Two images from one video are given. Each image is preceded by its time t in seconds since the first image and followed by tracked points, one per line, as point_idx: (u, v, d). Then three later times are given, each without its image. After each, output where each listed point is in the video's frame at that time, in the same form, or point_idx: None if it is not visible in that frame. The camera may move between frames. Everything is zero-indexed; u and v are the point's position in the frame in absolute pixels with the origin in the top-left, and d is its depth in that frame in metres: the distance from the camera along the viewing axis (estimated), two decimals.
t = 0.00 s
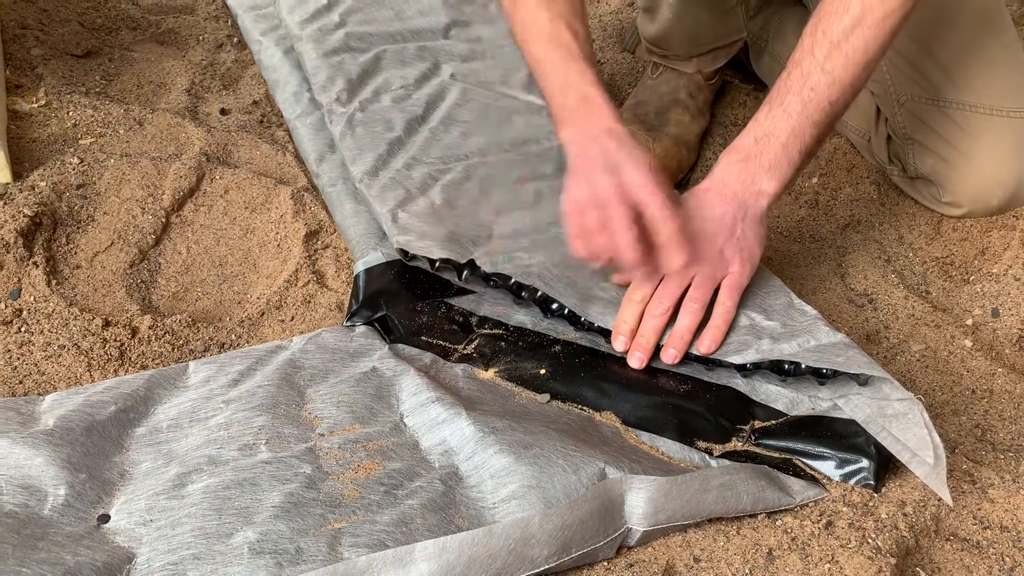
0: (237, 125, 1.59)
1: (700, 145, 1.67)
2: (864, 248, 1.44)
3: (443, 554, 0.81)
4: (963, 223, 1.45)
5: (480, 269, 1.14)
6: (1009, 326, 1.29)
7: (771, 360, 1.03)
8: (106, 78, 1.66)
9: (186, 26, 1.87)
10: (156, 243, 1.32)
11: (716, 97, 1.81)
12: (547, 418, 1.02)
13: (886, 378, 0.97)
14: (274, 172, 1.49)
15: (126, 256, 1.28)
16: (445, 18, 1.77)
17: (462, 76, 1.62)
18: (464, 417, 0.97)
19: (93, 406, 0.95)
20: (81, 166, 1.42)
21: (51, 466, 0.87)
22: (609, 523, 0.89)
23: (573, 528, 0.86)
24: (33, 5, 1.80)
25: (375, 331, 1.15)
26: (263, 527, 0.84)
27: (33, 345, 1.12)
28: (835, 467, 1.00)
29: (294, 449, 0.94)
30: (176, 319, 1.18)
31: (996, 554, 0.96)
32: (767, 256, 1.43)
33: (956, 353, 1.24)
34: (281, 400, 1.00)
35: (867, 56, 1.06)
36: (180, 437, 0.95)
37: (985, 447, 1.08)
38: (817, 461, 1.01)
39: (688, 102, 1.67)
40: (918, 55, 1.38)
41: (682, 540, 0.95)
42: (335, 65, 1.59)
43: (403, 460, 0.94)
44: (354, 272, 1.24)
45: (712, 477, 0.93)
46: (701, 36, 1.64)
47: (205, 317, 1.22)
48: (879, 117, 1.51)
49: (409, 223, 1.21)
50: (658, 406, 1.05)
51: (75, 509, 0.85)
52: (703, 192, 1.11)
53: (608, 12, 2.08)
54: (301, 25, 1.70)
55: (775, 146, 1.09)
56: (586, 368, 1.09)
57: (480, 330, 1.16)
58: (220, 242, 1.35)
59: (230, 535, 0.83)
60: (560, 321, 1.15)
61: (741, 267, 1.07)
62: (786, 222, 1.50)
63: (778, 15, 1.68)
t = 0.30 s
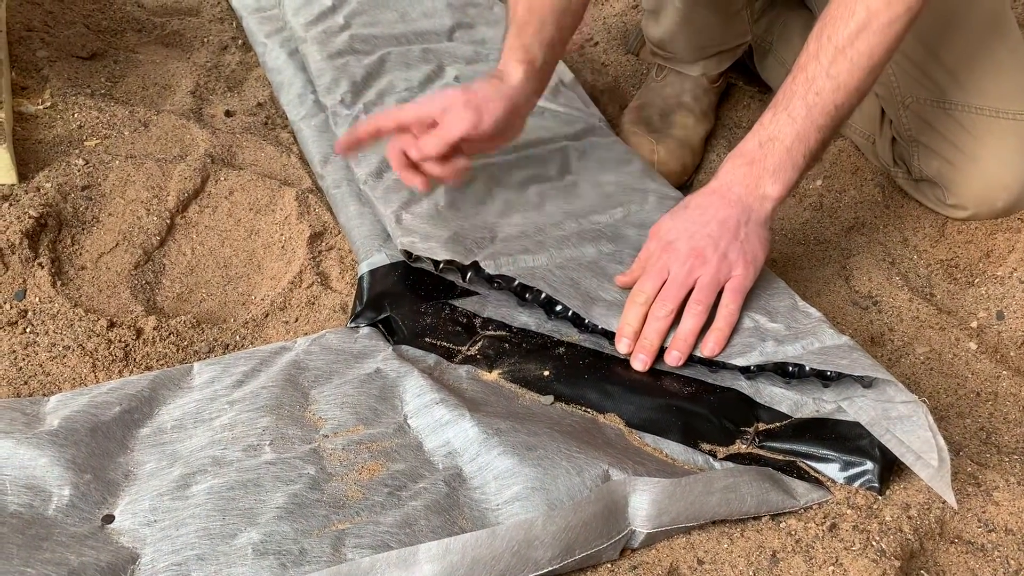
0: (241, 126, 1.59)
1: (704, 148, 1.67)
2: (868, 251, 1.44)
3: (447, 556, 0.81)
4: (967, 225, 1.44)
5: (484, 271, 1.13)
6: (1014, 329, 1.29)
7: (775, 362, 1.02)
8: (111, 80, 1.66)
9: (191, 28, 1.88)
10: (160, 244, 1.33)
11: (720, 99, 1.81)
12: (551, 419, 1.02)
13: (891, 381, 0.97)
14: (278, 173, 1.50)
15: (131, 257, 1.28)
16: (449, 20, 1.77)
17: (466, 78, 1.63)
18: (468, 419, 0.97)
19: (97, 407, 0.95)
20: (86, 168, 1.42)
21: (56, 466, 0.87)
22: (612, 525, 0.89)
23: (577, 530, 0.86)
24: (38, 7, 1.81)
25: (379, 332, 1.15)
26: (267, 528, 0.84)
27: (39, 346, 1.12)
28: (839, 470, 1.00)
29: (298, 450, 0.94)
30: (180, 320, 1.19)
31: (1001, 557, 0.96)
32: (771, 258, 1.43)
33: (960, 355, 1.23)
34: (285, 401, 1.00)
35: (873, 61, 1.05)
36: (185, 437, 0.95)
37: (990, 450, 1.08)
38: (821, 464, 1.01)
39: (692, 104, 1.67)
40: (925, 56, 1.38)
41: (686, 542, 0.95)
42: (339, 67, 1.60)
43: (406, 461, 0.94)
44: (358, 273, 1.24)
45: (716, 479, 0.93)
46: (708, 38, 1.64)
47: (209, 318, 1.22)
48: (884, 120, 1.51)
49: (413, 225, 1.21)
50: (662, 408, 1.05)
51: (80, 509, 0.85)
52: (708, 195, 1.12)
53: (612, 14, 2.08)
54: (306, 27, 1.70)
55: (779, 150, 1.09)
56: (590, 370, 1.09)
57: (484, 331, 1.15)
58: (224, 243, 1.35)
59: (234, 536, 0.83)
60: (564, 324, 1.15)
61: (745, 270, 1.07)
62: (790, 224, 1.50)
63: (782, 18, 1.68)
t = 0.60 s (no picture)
0: (243, 127, 1.59)
1: (706, 149, 1.66)
2: (870, 252, 1.44)
3: (447, 557, 0.81)
4: (970, 227, 1.44)
5: (484, 272, 1.13)
6: (1017, 331, 1.29)
7: (777, 364, 1.02)
8: (113, 81, 1.66)
9: (193, 29, 1.88)
10: (162, 245, 1.33)
11: (722, 101, 1.81)
12: (552, 420, 1.02)
13: (892, 382, 0.96)
14: (280, 174, 1.50)
15: (132, 258, 1.28)
16: (451, 21, 1.77)
17: (468, 79, 1.63)
18: (469, 419, 0.97)
19: (98, 407, 0.95)
20: (88, 168, 1.42)
21: (56, 466, 0.87)
22: (613, 526, 0.89)
23: (578, 531, 0.86)
24: (40, 8, 1.81)
25: (380, 333, 1.15)
26: (268, 529, 0.84)
27: (39, 346, 1.12)
28: (841, 472, 1.00)
29: (298, 450, 0.94)
30: (181, 321, 1.19)
31: (1003, 560, 0.96)
32: (773, 259, 1.43)
33: (963, 357, 1.23)
34: (286, 401, 1.00)
35: (877, 64, 1.05)
36: (185, 438, 0.95)
37: (993, 452, 1.07)
38: (823, 466, 1.00)
39: (694, 106, 1.67)
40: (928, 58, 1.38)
41: (686, 544, 0.94)
42: (341, 68, 1.60)
43: (407, 462, 0.94)
44: (359, 274, 1.24)
45: (717, 481, 0.92)
46: (708, 42, 1.63)
47: (210, 318, 1.22)
48: (886, 122, 1.51)
49: (415, 226, 1.21)
50: (663, 409, 1.04)
51: (80, 510, 0.85)
52: (710, 198, 1.12)
53: (614, 16, 2.08)
54: (308, 28, 1.71)
55: (783, 154, 1.09)
56: (592, 371, 1.09)
57: (484, 332, 1.15)
58: (225, 244, 1.35)
59: (234, 536, 0.83)
60: (565, 325, 1.15)
61: (747, 272, 1.06)
62: (792, 226, 1.50)
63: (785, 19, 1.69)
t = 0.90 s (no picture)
0: (243, 127, 1.59)
1: (706, 149, 1.66)
2: (870, 252, 1.44)
3: (446, 556, 0.80)
4: (970, 227, 1.44)
5: (484, 272, 1.13)
6: (1017, 331, 1.28)
7: (777, 363, 1.02)
8: (113, 81, 1.66)
9: (193, 29, 1.88)
10: (161, 245, 1.33)
11: (722, 100, 1.81)
12: (551, 420, 1.01)
13: (892, 382, 0.96)
14: (280, 173, 1.50)
15: (132, 258, 1.28)
16: (451, 21, 1.77)
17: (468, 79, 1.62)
18: (468, 419, 0.97)
19: (97, 407, 0.95)
20: (87, 168, 1.42)
21: (55, 466, 0.87)
22: (612, 526, 0.89)
23: (577, 531, 0.86)
24: (41, 8, 1.81)
25: (379, 333, 1.15)
26: (267, 529, 0.83)
27: (39, 346, 1.12)
28: (841, 472, 1.00)
29: (298, 450, 0.94)
30: (180, 320, 1.18)
31: (1003, 560, 0.95)
32: (773, 259, 1.43)
33: (963, 357, 1.23)
34: (285, 401, 1.00)
35: (876, 63, 1.04)
36: (185, 438, 0.95)
37: (993, 452, 1.07)
38: (823, 466, 1.00)
39: (694, 106, 1.67)
40: (928, 58, 1.38)
41: (686, 544, 0.94)
42: (341, 68, 1.60)
43: (406, 462, 0.94)
44: (359, 274, 1.24)
45: (717, 481, 0.92)
46: (708, 40, 1.64)
47: (210, 318, 1.22)
48: (886, 121, 1.51)
49: (414, 226, 1.21)
50: (663, 409, 1.04)
51: (79, 509, 0.85)
52: (710, 198, 1.11)
53: (614, 16, 2.08)
54: (307, 28, 1.71)
55: (783, 154, 1.08)
56: (591, 371, 1.09)
57: (484, 332, 1.15)
58: (225, 244, 1.35)
59: (233, 536, 0.83)
60: (565, 325, 1.15)
61: (746, 272, 1.06)
62: (792, 226, 1.50)
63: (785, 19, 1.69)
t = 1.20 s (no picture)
0: (242, 127, 1.59)
1: (705, 149, 1.66)
2: (869, 252, 1.44)
3: (444, 556, 0.81)
4: (968, 227, 1.44)
5: (483, 275, 1.14)
6: (1015, 330, 1.28)
7: (775, 363, 1.02)
8: (113, 81, 1.66)
9: (193, 29, 1.88)
10: (160, 244, 1.33)
11: (721, 100, 1.81)
12: (549, 420, 1.02)
13: (891, 382, 0.96)
14: (279, 173, 1.50)
15: (130, 258, 1.28)
16: (449, 20, 1.77)
17: (466, 79, 1.63)
18: (466, 419, 0.97)
19: (95, 407, 0.95)
20: (86, 168, 1.42)
21: (53, 466, 0.87)
22: (610, 526, 0.89)
23: (575, 531, 0.86)
24: (40, 8, 1.81)
25: (378, 332, 1.15)
26: (265, 528, 0.84)
27: (37, 345, 1.12)
28: (839, 471, 1.00)
29: (296, 450, 0.94)
30: (179, 320, 1.19)
31: (1001, 559, 0.95)
32: (771, 259, 1.43)
33: (961, 357, 1.23)
34: (283, 401, 1.00)
35: (875, 62, 1.04)
36: (183, 438, 0.95)
37: (991, 452, 1.07)
38: (821, 466, 1.00)
39: (693, 106, 1.67)
40: (926, 59, 1.38)
41: (684, 543, 0.94)
42: (339, 68, 1.60)
43: (404, 461, 0.94)
44: (357, 274, 1.24)
45: (714, 480, 0.92)
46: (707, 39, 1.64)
47: (209, 318, 1.22)
48: (884, 121, 1.51)
49: (413, 226, 1.21)
50: (661, 408, 1.04)
51: (77, 509, 0.85)
52: (709, 198, 1.11)
53: (613, 16, 2.08)
54: (306, 28, 1.71)
55: (781, 153, 1.08)
56: (590, 371, 1.09)
57: (482, 332, 1.15)
58: (224, 244, 1.35)
59: (231, 536, 0.83)
60: (563, 325, 1.15)
61: (745, 272, 1.06)
62: (791, 226, 1.50)
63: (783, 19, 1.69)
